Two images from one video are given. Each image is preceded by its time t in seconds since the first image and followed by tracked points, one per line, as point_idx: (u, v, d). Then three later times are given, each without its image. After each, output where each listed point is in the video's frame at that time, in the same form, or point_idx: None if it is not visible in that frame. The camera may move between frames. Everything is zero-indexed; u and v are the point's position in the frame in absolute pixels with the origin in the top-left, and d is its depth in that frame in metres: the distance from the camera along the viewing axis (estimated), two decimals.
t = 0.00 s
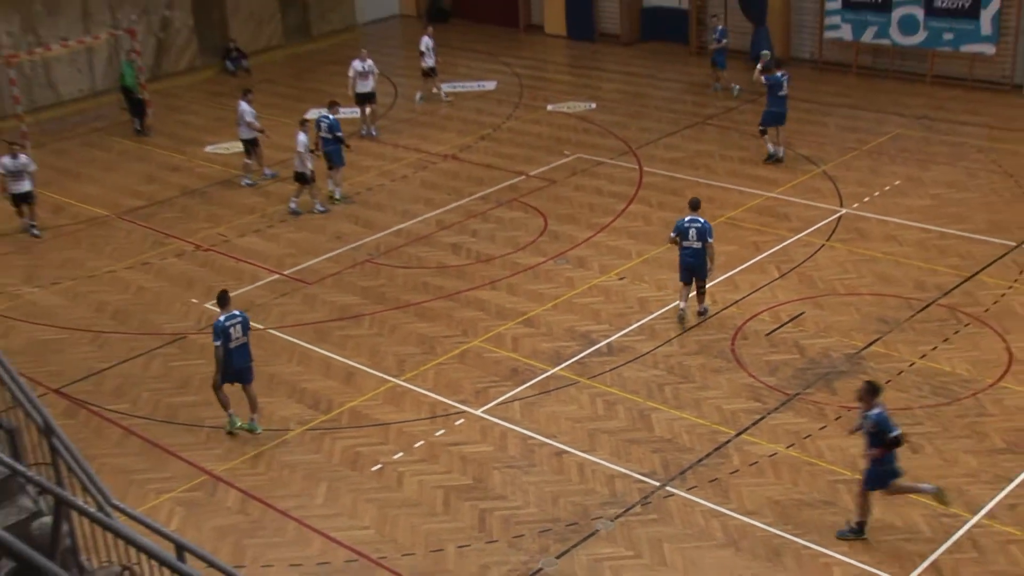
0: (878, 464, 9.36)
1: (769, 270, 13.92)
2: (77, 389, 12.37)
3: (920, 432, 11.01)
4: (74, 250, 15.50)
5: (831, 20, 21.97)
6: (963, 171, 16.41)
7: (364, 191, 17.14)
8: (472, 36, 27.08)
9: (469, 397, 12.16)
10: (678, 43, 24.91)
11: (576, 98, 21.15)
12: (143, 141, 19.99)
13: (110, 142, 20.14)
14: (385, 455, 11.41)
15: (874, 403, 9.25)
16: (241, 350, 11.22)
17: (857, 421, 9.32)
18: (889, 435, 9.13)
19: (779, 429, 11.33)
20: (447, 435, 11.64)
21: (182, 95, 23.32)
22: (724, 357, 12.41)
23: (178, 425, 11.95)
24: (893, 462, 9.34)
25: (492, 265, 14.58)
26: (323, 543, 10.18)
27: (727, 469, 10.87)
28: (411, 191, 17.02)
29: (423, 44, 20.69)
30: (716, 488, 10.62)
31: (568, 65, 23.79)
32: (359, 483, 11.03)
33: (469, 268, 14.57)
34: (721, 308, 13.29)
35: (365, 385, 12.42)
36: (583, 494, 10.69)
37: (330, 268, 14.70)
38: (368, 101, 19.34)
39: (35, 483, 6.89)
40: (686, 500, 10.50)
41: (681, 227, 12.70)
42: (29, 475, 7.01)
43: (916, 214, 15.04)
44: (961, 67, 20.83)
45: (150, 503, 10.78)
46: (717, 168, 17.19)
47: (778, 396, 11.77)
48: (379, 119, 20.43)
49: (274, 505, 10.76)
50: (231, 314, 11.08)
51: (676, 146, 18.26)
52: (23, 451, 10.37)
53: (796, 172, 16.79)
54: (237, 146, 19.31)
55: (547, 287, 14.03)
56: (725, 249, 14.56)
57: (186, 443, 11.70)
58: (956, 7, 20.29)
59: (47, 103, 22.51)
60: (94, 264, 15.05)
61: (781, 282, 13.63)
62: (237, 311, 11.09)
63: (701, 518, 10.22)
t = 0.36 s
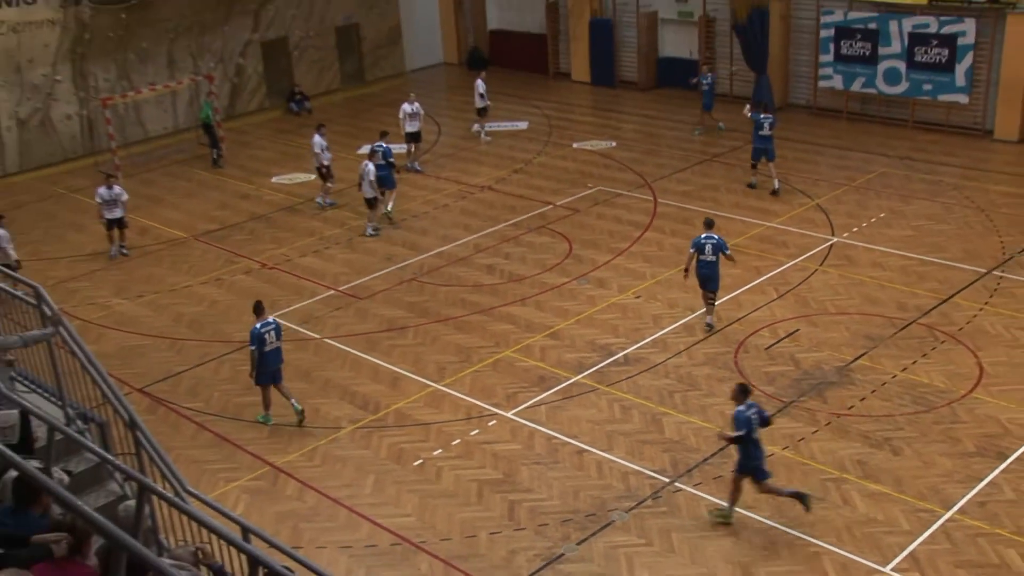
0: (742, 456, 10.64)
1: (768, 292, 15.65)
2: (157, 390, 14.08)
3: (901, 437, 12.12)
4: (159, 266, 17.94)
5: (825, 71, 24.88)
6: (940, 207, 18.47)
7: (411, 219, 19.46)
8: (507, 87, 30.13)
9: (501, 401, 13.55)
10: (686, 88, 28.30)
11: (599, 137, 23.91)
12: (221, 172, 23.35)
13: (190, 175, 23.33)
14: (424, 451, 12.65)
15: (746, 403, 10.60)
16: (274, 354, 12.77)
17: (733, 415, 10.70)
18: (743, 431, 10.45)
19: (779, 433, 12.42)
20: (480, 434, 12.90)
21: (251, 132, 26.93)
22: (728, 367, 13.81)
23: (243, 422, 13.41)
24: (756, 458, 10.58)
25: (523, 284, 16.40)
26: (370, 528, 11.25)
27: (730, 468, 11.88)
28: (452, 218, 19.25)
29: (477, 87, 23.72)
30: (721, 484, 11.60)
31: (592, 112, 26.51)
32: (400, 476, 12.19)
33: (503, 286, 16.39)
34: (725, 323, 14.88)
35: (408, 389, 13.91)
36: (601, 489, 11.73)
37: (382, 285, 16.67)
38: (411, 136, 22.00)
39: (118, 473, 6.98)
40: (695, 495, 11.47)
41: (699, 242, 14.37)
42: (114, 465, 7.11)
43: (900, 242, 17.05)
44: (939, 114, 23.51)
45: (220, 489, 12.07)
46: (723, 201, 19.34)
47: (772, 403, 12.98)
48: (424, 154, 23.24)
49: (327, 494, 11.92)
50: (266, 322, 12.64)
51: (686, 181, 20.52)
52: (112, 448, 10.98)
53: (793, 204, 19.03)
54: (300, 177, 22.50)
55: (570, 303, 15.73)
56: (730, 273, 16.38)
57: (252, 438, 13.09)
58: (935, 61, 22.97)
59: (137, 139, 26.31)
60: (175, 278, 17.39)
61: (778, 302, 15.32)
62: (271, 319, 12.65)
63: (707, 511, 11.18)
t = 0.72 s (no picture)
0: (640, 464, 11.15)
1: (767, 307, 16.34)
2: (186, 398, 14.80)
3: (893, 445, 12.67)
4: (187, 281, 18.78)
5: (820, 97, 25.69)
6: (930, 227, 19.19)
7: (426, 236, 20.26)
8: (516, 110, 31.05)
9: (512, 410, 14.13)
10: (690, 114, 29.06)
11: (606, 159, 24.68)
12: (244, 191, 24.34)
13: (216, 195, 24.29)
14: (439, 457, 13.18)
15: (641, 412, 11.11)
16: (275, 360, 13.58)
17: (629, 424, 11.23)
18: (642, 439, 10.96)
19: (777, 442, 12.94)
20: (493, 442, 13.46)
21: (276, 154, 27.92)
22: (729, 379, 14.48)
23: (267, 429, 14.05)
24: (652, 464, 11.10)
25: (533, 299, 17.16)
26: (387, 531, 11.71)
27: (730, 474, 12.36)
28: (466, 236, 20.06)
29: (503, 111, 24.59)
30: (722, 490, 12.06)
31: (600, 134, 27.39)
32: (416, 481, 12.71)
33: (514, 301, 17.14)
34: (725, 336, 15.59)
35: (424, 397, 14.55)
36: (608, 495, 12.22)
37: (399, 300, 17.45)
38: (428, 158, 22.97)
39: (149, 477, 7.28)
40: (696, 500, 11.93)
41: (705, 249, 15.58)
42: (146, 470, 7.42)
43: (893, 260, 17.76)
44: (929, 139, 24.25)
45: (245, 494, 12.58)
46: (723, 220, 20.11)
47: (770, 413, 13.60)
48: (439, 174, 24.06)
49: (346, 498, 12.41)
50: (269, 329, 13.51)
51: (690, 201, 21.25)
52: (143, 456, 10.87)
53: (790, 224, 19.77)
54: (322, 197, 23.30)
55: (578, 317, 16.45)
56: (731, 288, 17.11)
57: (276, 444, 13.67)
58: (924, 89, 23.70)
59: (168, 161, 27.39)
60: (202, 292, 18.24)
61: (776, 317, 16.03)
62: (273, 327, 13.50)
63: (708, 516, 11.63)
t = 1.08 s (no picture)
0: (535, 474, 11.24)
1: (769, 324, 16.35)
2: (187, 413, 14.80)
3: (896, 463, 12.65)
4: (189, 296, 18.80)
5: (822, 115, 25.77)
6: (931, 244, 19.21)
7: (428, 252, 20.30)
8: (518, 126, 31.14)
9: (513, 426, 14.11)
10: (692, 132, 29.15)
11: (609, 176, 24.73)
12: (247, 208, 24.40)
13: (218, 211, 24.32)
14: (440, 474, 13.15)
15: (537, 423, 11.13)
16: (262, 368, 13.72)
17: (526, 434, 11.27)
18: (536, 453, 11.01)
19: (780, 459, 12.91)
20: (494, 458, 13.42)
21: (279, 171, 27.99)
22: (730, 396, 14.47)
23: (268, 444, 14.01)
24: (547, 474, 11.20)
25: (535, 315, 17.18)
26: (388, 547, 11.67)
27: (733, 492, 12.33)
28: (468, 252, 20.10)
29: (515, 126, 24.66)
30: (724, 507, 12.03)
31: (602, 151, 27.47)
32: (417, 498, 12.67)
33: (516, 317, 17.15)
34: (727, 353, 15.59)
35: (426, 414, 14.54)
36: (609, 511, 12.17)
37: (401, 316, 17.46)
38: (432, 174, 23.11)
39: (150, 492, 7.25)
40: (698, 517, 11.89)
41: (714, 256, 15.83)
42: (147, 485, 7.40)
43: (895, 277, 17.76)
44: (931, 156, 24.29)
45: (246, 510, 12.54)
46: (725, 237, 20.14)
47: (772, 430, 13.58)
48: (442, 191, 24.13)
49: (348, 514, 12.36)
50: (257, 337, 13.60)
51: (692, 218, 21.29)
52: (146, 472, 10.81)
53: (792, 241, 19.79)
54: (324, 213, 23.33)
55: (581, 334, 16.46)
56: (733, 305, 17.13)
57: (277, 460, 13.64)
58: (925, 106, 23.79)
59: (171, 177, 27.47)
60: (204, 307, 18.26)
61: (778, 334, 16.03)
62: (261, 336, 13.60)
63: (710, 533, 11.60)
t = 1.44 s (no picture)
0: (444, 484, 11.33)
1: (775, 342, 16.32)
2: (192, 428, 14.81)
3: (902, 481, 12.61)
4: (195, 311, 18.83)
5: (828, 132, 25.83)
6: (938, 262, 19.18)
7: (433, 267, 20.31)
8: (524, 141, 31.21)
9: (519, 443, 14.08)
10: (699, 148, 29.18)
11: (615, 192, 24.75)
12: (253, 222, 24.48)
13: (224, 226, 24.36)
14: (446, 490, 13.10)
15: (449, 434, 11.22)
16: (251, 382, 13.75)
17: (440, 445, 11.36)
18: (447, 462, 11.10)
19: (785, 477, 12.87)
20: (499, 474, 13.38)
21: (284, 186, 28.07)
22: (736, 413, 14.42)
23: (273, 460, 13.98)
24: (455, 485, 11.30)
25: (540, 332, 17.18)
26: (392, 564, 11.61)
27: (739, 509, 12.28)
28: (474, 268, 20.12)
29: (532, 142, 24.69)
30: (729, 525, 11.97)
31: (608, 167, 27.50)
32: (421, 514, 12.62)
33: (521, 333, 17.15)
34: (733, 370, 15.56)
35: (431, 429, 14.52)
36: (614, 528, 12.11)
37: (406, 332, 17.47)
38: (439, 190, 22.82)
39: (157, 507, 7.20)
40: (703, 535, 11.83)
41: (720, 266, 16.10)
42: (154, 501, 7.32)
43: (901, 295, 17.75)
44: (937, 174, 24.28)
45: (250, 525, 12.49)
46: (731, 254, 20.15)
47: (779, 448, 13.53)
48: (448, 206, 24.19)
49: (353, 530, 12.32)
50: (245, 351, 13.58)
51: (697, 234, 21.29)
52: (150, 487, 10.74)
53: (798, 258, 19.79)
54: (330, 228, 23.38)
55: (586, 350, 16.46)
56: (738, 322, 17.11)
57: (282, 475, 13.62)
58: (932, 124, 23.78)
59: (178, 192, 27.59)
60: (210, 322, 18.28)
61: (783, 351, 16.01)
62: (249, 350, 13.56)
63: (715, 551, 11.54)
